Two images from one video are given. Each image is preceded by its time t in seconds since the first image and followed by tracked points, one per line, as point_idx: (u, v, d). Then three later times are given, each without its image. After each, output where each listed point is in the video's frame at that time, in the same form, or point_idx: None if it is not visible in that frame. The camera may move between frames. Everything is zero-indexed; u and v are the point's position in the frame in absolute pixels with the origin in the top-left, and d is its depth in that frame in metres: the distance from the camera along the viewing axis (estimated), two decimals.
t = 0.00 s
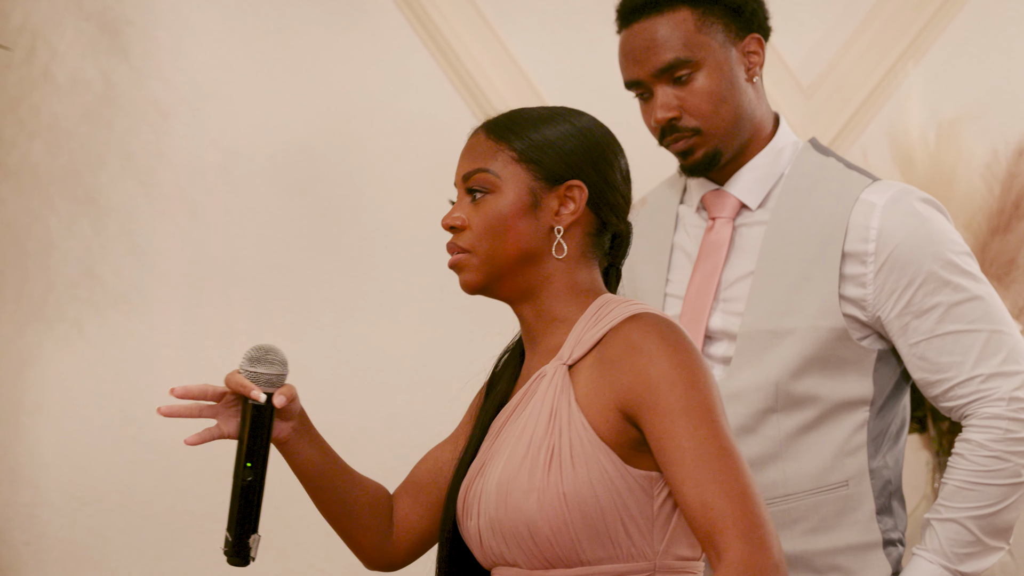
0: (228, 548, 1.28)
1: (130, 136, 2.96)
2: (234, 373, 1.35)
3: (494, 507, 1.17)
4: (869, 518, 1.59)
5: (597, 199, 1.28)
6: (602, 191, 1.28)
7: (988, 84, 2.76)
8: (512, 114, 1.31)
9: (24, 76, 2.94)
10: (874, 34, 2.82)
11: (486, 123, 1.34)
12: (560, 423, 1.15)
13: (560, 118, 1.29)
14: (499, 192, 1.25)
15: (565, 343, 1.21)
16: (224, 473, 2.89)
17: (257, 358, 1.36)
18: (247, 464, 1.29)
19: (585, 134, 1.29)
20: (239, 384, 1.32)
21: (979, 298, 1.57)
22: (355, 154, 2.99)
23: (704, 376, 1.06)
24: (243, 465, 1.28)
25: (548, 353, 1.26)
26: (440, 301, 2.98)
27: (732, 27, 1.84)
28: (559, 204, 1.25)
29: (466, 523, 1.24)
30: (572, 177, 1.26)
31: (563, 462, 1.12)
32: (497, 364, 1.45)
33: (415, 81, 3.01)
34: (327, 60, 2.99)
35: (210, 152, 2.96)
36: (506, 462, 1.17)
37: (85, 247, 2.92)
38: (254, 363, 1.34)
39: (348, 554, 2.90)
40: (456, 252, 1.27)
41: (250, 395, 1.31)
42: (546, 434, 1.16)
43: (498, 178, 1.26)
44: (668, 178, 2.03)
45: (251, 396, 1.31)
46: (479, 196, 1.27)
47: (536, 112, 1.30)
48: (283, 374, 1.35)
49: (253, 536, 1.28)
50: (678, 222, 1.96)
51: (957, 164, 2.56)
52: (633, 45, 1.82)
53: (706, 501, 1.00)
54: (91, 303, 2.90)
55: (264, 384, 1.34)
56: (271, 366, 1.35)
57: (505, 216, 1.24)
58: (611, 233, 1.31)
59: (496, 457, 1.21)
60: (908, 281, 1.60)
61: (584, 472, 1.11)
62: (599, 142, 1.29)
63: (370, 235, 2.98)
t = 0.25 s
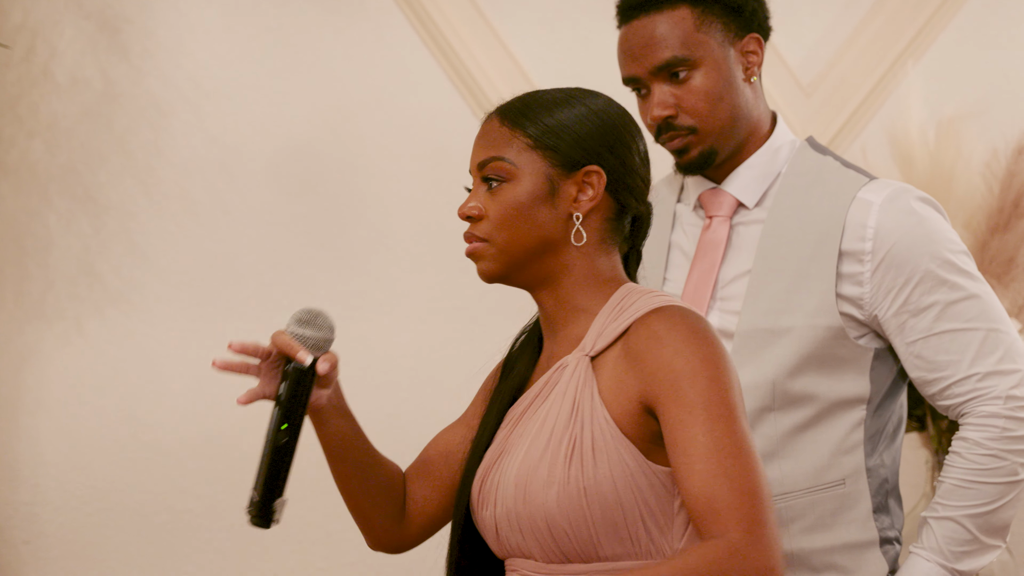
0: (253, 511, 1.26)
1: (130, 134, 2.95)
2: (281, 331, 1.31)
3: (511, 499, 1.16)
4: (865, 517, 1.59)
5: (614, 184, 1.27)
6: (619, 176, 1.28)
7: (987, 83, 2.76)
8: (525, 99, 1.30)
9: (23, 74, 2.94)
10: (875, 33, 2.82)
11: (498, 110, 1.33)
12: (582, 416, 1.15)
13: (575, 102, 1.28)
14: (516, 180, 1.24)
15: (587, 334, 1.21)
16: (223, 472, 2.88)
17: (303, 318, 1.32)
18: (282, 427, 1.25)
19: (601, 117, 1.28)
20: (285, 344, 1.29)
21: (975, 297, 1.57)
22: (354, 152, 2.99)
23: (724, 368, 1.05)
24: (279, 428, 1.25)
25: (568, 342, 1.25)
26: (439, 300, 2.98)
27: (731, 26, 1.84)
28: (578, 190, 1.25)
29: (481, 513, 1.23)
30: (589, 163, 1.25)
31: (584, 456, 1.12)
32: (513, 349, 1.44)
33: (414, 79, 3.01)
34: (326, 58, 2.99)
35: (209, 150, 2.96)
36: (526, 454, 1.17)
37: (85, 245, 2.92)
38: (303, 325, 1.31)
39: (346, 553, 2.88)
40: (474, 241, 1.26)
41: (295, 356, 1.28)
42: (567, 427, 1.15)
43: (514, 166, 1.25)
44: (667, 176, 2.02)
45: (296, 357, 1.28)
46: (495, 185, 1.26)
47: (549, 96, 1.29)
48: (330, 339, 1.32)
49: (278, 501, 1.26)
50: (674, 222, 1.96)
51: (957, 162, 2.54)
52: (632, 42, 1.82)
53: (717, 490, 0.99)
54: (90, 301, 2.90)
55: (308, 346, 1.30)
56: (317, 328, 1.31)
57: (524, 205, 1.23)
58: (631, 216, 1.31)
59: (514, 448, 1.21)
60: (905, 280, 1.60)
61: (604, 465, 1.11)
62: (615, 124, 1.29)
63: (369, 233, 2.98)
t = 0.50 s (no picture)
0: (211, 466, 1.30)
1: (130, 131, 2.95)
2: (251, 295, 1.44)
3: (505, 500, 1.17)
4: (864, 516, 1.59)
5: (624, 180, 1.25)
6: (631, 171, 1.26)
7: (987, 82, 2.76)
8: (538, 91, 1.27)
9: (23, 72, 2.94)
10: (875, 32, 2.81)
11: (508, 100, 1.30)
12: (575, 417, 1.13)
13: (587, 95, 1.25)
14: (526, 176, 1.23)
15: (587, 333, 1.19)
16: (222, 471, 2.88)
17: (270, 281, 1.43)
18: (243, 383, 1.30)
19: (613, 111, 1.25)
20: (251, 306, 1.42)
21: (975, 297, 1.57)
22: (353, 150, 2.99)
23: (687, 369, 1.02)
24: (239, 384, 1.30)
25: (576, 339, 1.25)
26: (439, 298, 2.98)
27: (733, 25, 1.84)
28: (588, 187, 1.23)
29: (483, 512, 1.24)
30: (600, 159, 1.23)
31: (573, 458, 1.11)
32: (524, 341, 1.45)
33: (414, 77, 3.00)
34: (325, 56, 2.99)
35: (209, 148, 2.96)
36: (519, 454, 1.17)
37: (84, 243, 2.92)
38: (268, 285, 1.42)
39: (345, 552, 2.88)
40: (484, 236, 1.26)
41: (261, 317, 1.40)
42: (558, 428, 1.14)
43: (525, 162, 1.23)
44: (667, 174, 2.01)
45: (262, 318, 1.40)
46: (505, 180, 1.25)
47: (561, 88, 1.26)
48: (295, 300, 1.42)
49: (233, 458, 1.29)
50: (673, 220, 1.95)
51: (955, 164, 2.53)
52: (633, 39, 1.81)
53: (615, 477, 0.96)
54: (89, 300, 2.90)
55: (275, 306, 1.42)
56: (281, 288, 1.42)
57: (534, 202, 1.22)
58: (643, 209, 1.30)
59: (510, 448, 1.21)
60: (904, 280, 1.60)
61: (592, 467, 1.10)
62: (627, 118, 1.26)
63: (369, 232, 2.98)
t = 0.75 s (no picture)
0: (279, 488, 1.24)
1: (130, 130, 2.95)
2: (294, 310, 1.42)
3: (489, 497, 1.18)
4: (865, 517, 1.59)
5: (588, 176, 1.25)
6: (595, 168, 1.25)
7: (987, 83, 2.76)
8: (496, 100, 1.28)
9: (22, 70, 2.92)
10: (877, 31, 2.80)
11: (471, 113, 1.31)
12: (551, 414, 1.14)
13: (546, 99, 1.25)
14: (490, 182, 1.24)
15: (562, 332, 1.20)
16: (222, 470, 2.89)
17: (313, 295, 1.42)
18: (307, 400, 1.30)
19: (570, 109, 1.25)
20: (300, 321, 1.40)
21: (977, 298, 1.57)
22: (354, 149, 2.99)
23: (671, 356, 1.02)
24: (304, 402, 1.30)
25: (552, 341, 1.25)
26: (439, 298, 2.98)
27: (737, 26, 1.84)
28: (552, 185, 1.23)
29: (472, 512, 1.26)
30: (561, 157, 1.23)
31: (551, 453, 1.12)
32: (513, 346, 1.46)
33: (415, 76, 3.00)
34: (326, 55, 2.99)
35: (209, 148, 2.96)
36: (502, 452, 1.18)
37: (85, 242, 2.91)
38: (314, 300, 1.41)
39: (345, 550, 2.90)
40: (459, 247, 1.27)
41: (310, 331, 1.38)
42: (538, 424, 1.15)
43: (487, 168, 1.24)
44: (667, 173, 2.02)
45: (312, 332, 1.38)
46: (472, 188, 1.25)
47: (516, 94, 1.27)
48: (339, 312, 1.41)
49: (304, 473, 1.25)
50: (674, 220, 1.95)
51: (956, 163, 2.56)
52: (637, 37, 1.81)
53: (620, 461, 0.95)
54: (90, 298, 2.90)
55: (321, 320, 1.41)
56: (326, 302, 1.41)
57: (498, 206, 1.22)
58: (613, 205, 1.30)
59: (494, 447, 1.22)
60: (906, 280, 1.60)
61: (570, 461, 1.11)
62: (585, 114, 1.26)
63: (369, 231, 2.98)
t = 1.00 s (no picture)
0: (287, 498, 1.33)
1: (130, 129, 2.95)
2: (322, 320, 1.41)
3: (486, 499, 1.18)
4: (865, 516, 1.59)
5: (579, 179, 1.26)
6: (586, 170, 1.26)
7: (987, 82, 2.76)
8: (484, 106, 1.29)
9: (23, 68, 2.92)
10: (877, 30, 2.80)
11: (461, 119, 1.32)
12: (547, 414, 1.15)
13: (537, 102, 1.27)
14: (481, 186, 1.24)
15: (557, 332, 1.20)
16: (223, 469, 2.88)
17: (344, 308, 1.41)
18: (317, 413, 1.35)
19: (559, 113, 1.27)
20: (322, 329, 1.39)
21: (978, 297, 1.57)
22: (354, 149, 2.99)
23: (681, 362, 1.02)
24: (314, 414, 1.35)
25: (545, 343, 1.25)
26: (440, 297, 2.98)
27: (741, 26, 1.84)
28: (544, 188, 1.24)
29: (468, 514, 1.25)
30: (552, 159, 1.24)
31: (549, 454, 1.12)
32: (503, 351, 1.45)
33: (415, 75, 3.00)
34: (327, 54, 2.99)
35: (209, 147, 2.96)
36: (500, 454, 1.18)
37: (84, 241, 2.91)
38: (339, 312, 1.41)
39: (346, 548, 2.90)
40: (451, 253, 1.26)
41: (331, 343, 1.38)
42: (535, 425, 1.16)
43: (479, 172, 1.24)
44: (669, 172, 2.02)
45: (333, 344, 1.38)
46: (464, 193, 1.25)
47: (507, 99, 1.28)
48: (365, 327, 1.41)
49: (311, 488, 1.32)
50: (676, 219, 1.95)
51: (958, 162, 2.57)
52: (640, 33, 1.81)
53: (665, 486, 0.97)
54: (90, 297, 2.90)
55: (346, 333, 1.40)
56: (354, 317, 1.40)
57: (491, 210, 1.23)
58: (602, 207, 1.30)
59: (491, 448, 1.22)
60: (908, 280, 1.60)
61: (568, 460, 1.11)
62: (575, 118, 1.27)
63: (370, 230, 2.98)
